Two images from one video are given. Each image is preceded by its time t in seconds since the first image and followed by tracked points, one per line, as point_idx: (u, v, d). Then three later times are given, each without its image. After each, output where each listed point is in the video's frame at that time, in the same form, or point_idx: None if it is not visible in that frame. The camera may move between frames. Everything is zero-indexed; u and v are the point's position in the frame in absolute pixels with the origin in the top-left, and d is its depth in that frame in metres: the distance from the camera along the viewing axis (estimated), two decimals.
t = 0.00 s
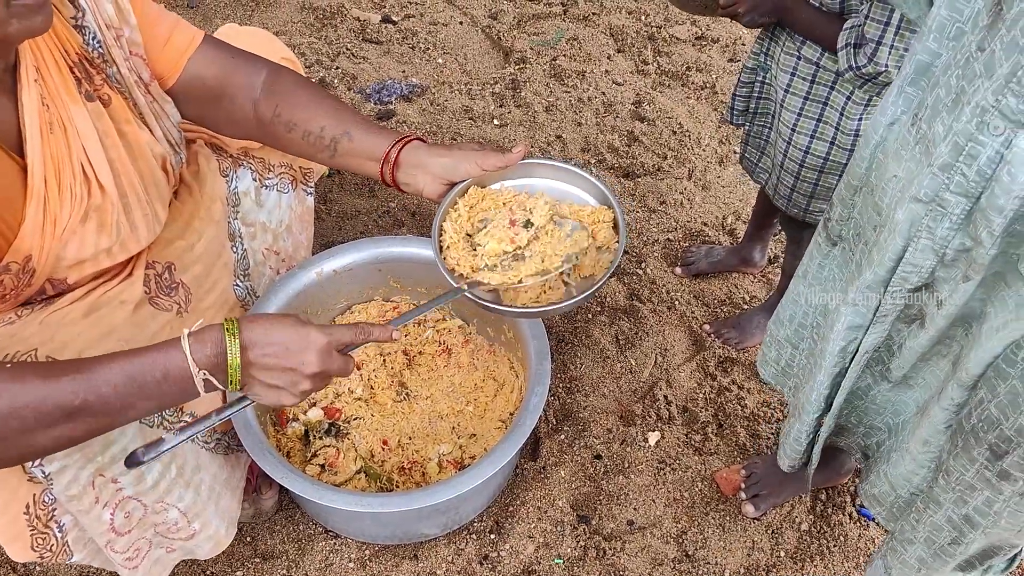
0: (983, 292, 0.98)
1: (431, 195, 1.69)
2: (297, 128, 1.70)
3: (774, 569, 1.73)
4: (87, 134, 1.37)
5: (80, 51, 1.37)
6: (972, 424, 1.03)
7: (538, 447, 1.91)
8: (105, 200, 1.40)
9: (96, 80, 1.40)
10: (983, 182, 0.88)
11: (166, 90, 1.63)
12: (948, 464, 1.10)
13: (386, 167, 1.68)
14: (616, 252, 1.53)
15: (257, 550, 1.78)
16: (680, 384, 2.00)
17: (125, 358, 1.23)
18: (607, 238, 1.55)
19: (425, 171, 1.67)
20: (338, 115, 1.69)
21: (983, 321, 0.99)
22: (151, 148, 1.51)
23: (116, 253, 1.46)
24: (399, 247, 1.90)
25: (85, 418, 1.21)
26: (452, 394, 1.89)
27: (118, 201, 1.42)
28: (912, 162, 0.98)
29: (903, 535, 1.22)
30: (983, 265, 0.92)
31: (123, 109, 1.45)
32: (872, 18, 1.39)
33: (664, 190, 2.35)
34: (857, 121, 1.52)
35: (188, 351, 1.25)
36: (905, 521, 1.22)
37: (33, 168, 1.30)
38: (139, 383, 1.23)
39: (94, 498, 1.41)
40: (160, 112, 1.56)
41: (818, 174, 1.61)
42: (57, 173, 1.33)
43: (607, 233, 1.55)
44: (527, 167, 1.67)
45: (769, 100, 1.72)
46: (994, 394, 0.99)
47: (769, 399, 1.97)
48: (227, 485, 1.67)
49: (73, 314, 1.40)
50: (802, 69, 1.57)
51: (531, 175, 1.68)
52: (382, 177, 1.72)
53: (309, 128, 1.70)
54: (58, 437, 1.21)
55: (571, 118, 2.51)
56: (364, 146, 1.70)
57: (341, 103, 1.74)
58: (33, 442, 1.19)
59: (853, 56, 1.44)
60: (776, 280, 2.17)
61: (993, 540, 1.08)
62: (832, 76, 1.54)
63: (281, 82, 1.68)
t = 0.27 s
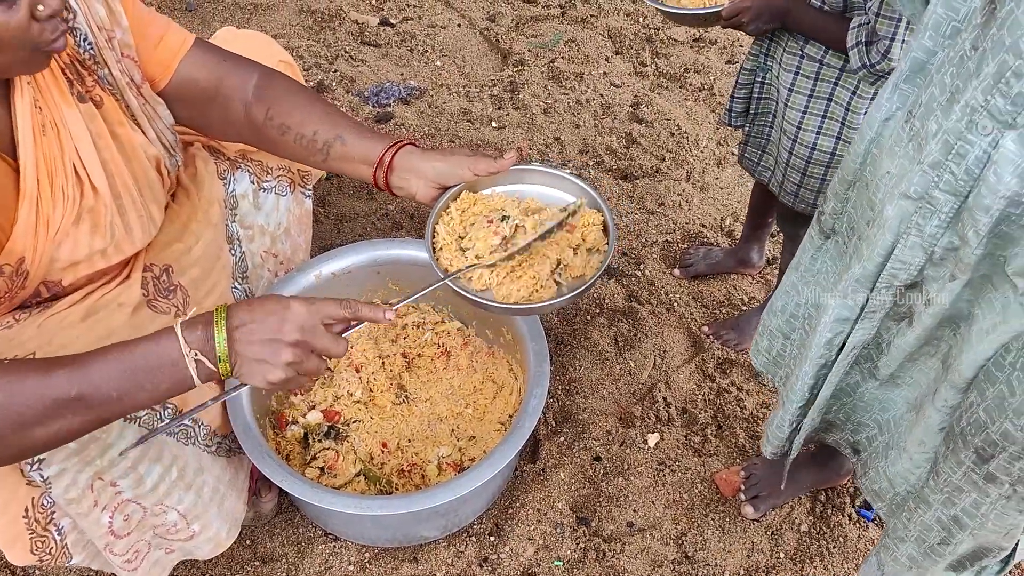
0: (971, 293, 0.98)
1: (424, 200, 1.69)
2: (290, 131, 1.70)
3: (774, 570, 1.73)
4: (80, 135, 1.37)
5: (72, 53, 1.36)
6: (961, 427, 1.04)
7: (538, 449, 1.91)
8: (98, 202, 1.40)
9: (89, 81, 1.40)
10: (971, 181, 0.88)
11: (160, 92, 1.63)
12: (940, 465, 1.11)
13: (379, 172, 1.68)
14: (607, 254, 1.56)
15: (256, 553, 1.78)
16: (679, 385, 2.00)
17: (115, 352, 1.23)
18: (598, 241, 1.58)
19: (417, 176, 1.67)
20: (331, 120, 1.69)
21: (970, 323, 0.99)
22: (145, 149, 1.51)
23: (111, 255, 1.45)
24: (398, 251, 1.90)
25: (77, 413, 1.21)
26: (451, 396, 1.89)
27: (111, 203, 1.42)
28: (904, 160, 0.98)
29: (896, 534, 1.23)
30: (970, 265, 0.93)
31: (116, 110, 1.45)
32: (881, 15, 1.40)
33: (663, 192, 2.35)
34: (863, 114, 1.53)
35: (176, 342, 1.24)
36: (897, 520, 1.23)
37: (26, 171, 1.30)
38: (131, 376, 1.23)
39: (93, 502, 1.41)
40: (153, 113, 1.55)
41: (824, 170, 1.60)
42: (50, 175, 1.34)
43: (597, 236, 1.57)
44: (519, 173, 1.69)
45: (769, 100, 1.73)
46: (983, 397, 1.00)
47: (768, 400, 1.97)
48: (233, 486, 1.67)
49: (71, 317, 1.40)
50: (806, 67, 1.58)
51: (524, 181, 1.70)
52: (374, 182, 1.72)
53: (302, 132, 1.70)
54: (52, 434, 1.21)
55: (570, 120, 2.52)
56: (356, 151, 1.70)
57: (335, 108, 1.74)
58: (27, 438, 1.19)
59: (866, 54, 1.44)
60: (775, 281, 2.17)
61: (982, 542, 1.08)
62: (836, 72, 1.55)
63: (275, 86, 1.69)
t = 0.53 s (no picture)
0: (962, 296, 0.98)
1: (420, 186, 1.75)
2: (288, 127, 1.74)
3: (774, 572, 1.73)
4: (96, 146, 1.38)
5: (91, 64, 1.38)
6: (936, 430, 1.04)
7: (538, 452, 1.91)
8: (110, 213, 1.41)
9: (106, 91, 1.42)
10: (967, 180, 0.88)
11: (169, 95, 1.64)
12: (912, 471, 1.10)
13: (377, 162, 1.74)
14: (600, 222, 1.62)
15: (257, 556, 1.78)
16: (679, 388, 2.00)
17: (108, 407, 1.23)
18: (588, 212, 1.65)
19: (414, 163, 1.73)
20: (330, 115, 1.74)
21: (961, 327, 0.99)
22: (159, 159, 1.52)
23: (120, 264, 1.46)
24: (397, 253, 1.90)
25: (64, 459, 1.22)
26: (452, 399, 1.87)
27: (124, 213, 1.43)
28: (902, 159, 0.98)
29: (863, 539, 1.23)
30: (961, 265, 0.93)
31: (131, 119, 1.46)
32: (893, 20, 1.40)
33: (662, 194, 2.35)
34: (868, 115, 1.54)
35: (160, 413, 1.25)
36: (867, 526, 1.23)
37: (44, 181, 1.31)
38: (121, 436, 1.24)
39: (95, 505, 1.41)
40: (174, 117, 1.56)
41: (829, 170, 1.61)
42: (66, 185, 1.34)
43: (588, 207, 1.64)
44: (508, 155, 1.77)
45: (773, 102, 1.73)
46: (961, 402, 1.00)
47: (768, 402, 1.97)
48: (233, 491, 1.66)
49: (73, 322, 1.40)
50: (810, 69, 1.59)
51: (513, 162, 1.78)
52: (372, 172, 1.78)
53: (301, 126, 1.74)
54: (34, 475, 1.21)
55: (569, 123, 2.52)
56: (354, 143, 1.76)
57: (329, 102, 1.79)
58: (12, 478, 1.19)
59: (877, 58, 1.45)
60: (774, 282, 2.18)
61: (946, 550, 1.09)
62: (838, 75, 1.55)
63: (272, 84, 1.71)
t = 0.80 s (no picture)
0: (974, 307, 0.98)
1: (412, 183, 1.78)
2: (283, 127, 1.76)
3: (774, 573, 1.73)
4: (114, 152, 1.39)
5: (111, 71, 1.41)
6: (956, 435, 1.04)
7: (538, 453, 1.91)
8: (126, 218, 1.42)
9: (125, 97, 1.45)
10: (977, 189, 0.88)
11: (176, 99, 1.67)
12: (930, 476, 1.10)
13: (369, 158, 1.77)
14: (586, 217, 1.65)
15: (257, 558, 1.78)
16: (679, 388, 2.00)
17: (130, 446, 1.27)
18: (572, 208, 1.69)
19: (404, 160, 1.76)
20: (324, 115, 1.77)
21: (972, 338, 0.98)
22: (172, 165, 1.54)
23: (131, 269, 1.47)
24: (395, 253, 1.90)
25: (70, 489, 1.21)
26: (450, 401, 1.89)
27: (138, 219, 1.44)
28: (909, 166, 0.98)
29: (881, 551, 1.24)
30: (974, 276, 0.92)
31: (147, 125, 1.49)
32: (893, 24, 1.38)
33: (662, 195, 2.35)
34: (866, 117, 1.54)
35: (184, 452, 1.30)
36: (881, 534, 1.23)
37: (65, 186, 1.31)
38: (135, 473, 1.26)
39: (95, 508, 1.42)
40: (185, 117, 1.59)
41: (828, 172, 1.62)
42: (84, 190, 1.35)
43: (573, 202, 1.68)
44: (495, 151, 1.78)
45: (772, 103, 1.73)
46: (983, 406, 0.99)
47: (768, 402, 1.97)
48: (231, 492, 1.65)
49: (75, 324, 1.39)
50: (809, 71, 1.58)
51: (501, 157, 1.80)
52: (363, 170, 1.81)
53: (295, 127, 1.77)
54: (47, 498, 1.21)
55: (569, 124, 2.52)
56: (346, 142, 1.79)
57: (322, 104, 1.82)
58: (14, 497, 1.18)
59: (877, 61, 1.44)
60: (774, 283, 2.18)
61: (962, 557, 1.07)
62: (837, 76, 1.55)
63: (268, 86, 1.75)
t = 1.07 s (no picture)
0: (974, 300, 0.98)
1: (404, 190, 1.79)
2: (278, 132, 1.77)
3: (774, 571, 1.73)
4: (118, 151, 1.40)
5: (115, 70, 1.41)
6: (974, 440, 1.04)
7: (537, 452, 1.91)
8: (129, 217, 1.43)
9: (128, 97, 1.45)
10: (976, 182, 0.88)
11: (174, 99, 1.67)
12: (954, 482, 1.10)
13: (362, 166, 1.78)
14: (574, 229, 1.66)
15: (256, 557, 1.78)
16: (678, 387, 2.00)
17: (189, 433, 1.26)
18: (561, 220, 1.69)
19: (397, 167, 1.78)
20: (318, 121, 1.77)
21: (975, 332, 0.99)
22: (173, 164, 1.54)
23: (134, 268, 1.47)
24: (393, 253, 1.90)
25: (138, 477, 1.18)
26: (449, 399, 1.89)
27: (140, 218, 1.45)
28: (909, 161, 0.98)
29: (913, 554, 1.23)
30: (973, 269, 0.93)
31: (149, 125, 1.50)
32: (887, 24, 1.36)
33: (661, 194, 2.35)
34: (860, 116, 1.54)
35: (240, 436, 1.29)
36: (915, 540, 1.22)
37: (74, 186, 1.32)
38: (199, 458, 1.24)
39: (93, 505, 1.41)
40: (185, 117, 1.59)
41: (822, 169, 1.62)
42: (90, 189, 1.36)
43: (562, 214, 1.68)
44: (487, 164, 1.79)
45: (767, 101, 1.73)
46: (992, 410, 0.99)
47: (767, 400, 1.97)
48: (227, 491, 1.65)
49: (75, 322, 1.39)
50: (803, 69, 1.58)
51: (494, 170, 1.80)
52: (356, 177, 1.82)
53: (289, 132, 1.77)
54: (114, 486, 1.17)
55: (568, 123, 2.52)
56: (340, 149, 1.79)
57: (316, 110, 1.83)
58: (83, 484, 1.14)
59: (872, 61, 1.43)
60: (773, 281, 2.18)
61: (1007, 557, 1.07)
62: (831, 75, 1.55)
63: (264, 91, 1.75)
